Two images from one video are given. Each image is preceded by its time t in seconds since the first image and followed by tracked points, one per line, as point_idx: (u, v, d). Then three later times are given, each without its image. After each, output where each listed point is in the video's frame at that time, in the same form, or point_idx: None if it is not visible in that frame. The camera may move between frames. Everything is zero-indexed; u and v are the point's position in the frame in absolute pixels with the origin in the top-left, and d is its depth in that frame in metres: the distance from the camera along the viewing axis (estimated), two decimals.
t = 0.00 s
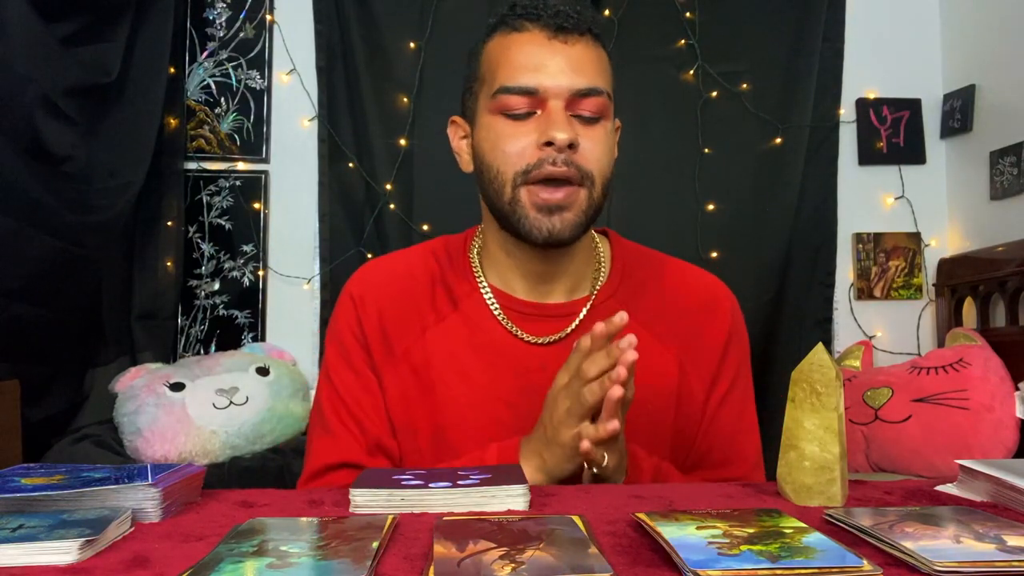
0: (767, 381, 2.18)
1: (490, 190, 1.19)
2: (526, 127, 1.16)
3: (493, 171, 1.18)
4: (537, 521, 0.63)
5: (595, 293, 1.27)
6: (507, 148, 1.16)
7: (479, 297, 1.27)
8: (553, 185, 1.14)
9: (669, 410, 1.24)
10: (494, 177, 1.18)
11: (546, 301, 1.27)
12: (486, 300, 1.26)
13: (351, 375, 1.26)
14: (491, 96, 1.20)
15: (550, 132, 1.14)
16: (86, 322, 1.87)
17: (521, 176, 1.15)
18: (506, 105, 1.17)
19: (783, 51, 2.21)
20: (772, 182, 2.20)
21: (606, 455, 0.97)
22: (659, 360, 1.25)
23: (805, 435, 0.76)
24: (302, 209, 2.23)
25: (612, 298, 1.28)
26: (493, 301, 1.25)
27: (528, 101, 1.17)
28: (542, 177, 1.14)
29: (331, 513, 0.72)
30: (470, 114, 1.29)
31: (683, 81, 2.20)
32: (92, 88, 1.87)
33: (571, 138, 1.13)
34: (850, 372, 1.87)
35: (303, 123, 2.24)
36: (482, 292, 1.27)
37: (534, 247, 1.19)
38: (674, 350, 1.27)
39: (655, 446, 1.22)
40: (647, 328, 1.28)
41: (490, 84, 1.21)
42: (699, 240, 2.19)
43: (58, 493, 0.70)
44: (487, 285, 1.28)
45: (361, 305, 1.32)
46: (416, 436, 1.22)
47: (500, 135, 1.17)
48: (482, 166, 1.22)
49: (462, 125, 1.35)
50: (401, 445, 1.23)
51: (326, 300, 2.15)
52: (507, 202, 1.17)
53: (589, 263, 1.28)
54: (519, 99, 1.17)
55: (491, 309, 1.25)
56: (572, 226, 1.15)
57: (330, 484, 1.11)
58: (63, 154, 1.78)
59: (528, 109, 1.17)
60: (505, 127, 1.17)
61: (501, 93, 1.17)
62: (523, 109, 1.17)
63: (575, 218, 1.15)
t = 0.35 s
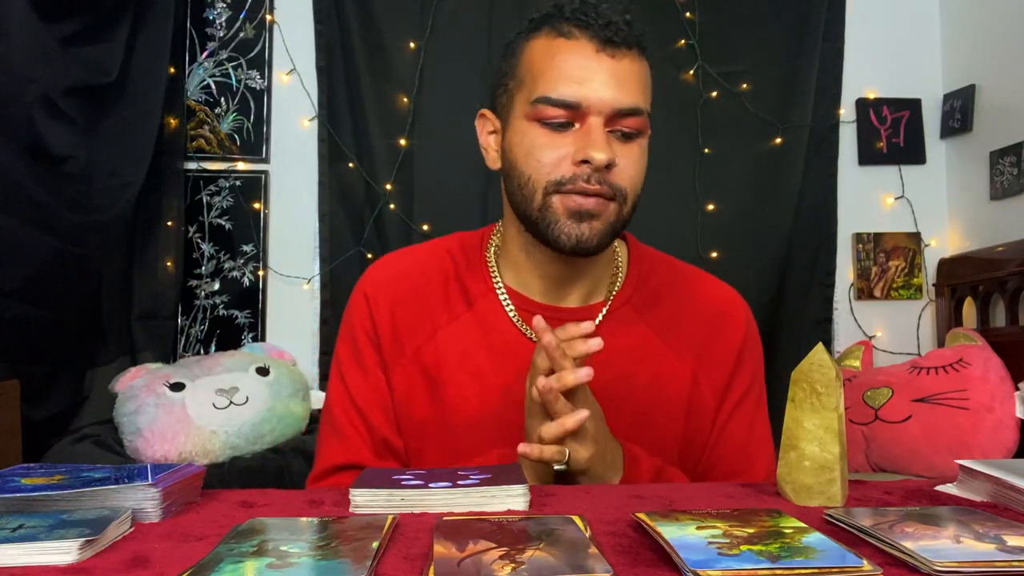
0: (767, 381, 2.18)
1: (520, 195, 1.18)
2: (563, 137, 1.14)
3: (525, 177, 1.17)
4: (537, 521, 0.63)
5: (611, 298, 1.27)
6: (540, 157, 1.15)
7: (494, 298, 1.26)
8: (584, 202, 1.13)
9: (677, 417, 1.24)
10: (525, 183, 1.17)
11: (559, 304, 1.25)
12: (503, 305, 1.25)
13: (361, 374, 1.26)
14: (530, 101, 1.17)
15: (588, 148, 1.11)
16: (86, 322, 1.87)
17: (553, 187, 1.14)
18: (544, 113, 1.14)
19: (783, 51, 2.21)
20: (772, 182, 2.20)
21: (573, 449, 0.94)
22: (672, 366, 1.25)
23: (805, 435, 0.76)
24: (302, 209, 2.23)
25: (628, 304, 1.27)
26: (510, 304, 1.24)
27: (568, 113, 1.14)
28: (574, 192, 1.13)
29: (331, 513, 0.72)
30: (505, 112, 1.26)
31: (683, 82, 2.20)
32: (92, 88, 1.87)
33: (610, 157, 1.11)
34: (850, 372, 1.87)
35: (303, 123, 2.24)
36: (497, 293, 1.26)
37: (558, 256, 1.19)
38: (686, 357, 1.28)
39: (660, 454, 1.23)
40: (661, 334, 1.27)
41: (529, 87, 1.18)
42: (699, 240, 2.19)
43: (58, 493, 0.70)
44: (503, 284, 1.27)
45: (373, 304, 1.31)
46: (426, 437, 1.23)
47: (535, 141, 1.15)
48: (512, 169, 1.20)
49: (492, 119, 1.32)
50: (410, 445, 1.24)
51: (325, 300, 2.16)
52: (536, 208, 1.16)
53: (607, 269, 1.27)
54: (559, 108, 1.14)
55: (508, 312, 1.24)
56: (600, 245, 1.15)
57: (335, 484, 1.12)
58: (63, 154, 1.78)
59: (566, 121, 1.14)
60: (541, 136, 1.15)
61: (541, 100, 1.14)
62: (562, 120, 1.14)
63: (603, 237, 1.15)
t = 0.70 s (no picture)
0: (767, 381, 2.18)
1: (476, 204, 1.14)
2: (523, 147, 1.09)
3: (480, 185, 1.13)
4: (537, 521, 0.63)
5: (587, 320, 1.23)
6: (495, 165, 1.10)
7: (464, 321, 1.22)
8: (533, 215, 1.08)
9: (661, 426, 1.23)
10: (480, 192, 1.13)
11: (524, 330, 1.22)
12: (475, 330, 1.21)
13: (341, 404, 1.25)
14: (496, 107, 1.12)
15: (539, 158, 1.06)
16: (85, 322, 1.87)
17: (502, 197, 1.09)
18: (507, 118, 1.10)
19: (783, 51, 2.21)
20: (772, 182, 2.20)
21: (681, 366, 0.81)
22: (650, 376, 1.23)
23: (805, 435, 0.76)
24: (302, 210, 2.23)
25: (604, 320, 1.24)
26: (483, 331, 1.20)
27: (529, 120, 1.08)
28: (521, 204, 1.08)
29: (331, 513, 0.72)
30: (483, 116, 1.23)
31: (683, 82, 2.20)
32: (92, 88, 1.87)
33: (563, 169, 1.06)
34: (850, 372, 1.87)
35: (303, 123, 2.24)
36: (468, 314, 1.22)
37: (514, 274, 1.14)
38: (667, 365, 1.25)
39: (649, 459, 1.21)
40: (638, 346, 1.25)
41: (500, 92, 1.14)
42: (699, 240, 2.19)
43: (58, 493, 0.70)
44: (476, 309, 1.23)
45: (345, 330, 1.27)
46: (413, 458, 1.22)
47: (496, 150, 1.10)
48: (474, 176, 1.16)
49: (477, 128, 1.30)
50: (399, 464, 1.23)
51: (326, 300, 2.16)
52: (484, 217, 1.12)
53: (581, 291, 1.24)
54: (522, 117, 1.09)
55: (480, 338, 1.20)
56: (547, 264, 1.09)
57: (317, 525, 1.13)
58: (63, 154, 1.78)
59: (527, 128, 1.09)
60: (500, 142, 1.11)
61: (505, 105, 1.10)
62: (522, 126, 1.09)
63: (552, 256, 1.09)
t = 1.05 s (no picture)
0: (767, 381, 2.18)
1: (469, 213, 1.14)
2: (516, 154, 1.08)
3: (473, 194, 1.12)
4: (537, 521, 0.63)
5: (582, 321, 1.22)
6: (489, 173, 1.09)
7: (457, 323, 1.22)
8: (528, 225, 1.07)
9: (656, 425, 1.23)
10: (473, 201, 1.12)
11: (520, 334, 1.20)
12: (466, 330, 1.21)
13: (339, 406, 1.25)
14: (488, 114, 1.12)
15: (534, 168, 1.06)
16: (85, 322, 1.87)
17: (497, 207, 1.09)
18: (500, 126, 1.09)
19: (783, 51, 2.21)
20: (772, 182, 2.20)
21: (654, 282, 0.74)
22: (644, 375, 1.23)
23: (805, 435, 0.76)
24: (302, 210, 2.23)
25: (597, 320, 1.24)
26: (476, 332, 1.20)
27: (522, 128, 1.08)
28: (517, 213, 1.07)
29: (331, 513, 0.72)
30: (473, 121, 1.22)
31: (683, 82, 2.20)
32: (92, 88, 1.87)
33: (558, 179, 1.05)
34: (850, 372, 1.87)
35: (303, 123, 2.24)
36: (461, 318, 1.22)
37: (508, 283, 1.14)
38: (661, 364, 1.25)
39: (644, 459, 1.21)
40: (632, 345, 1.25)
41: (492, 98, 1.14)
42: (699, 240, 2.19)
43: (58, 493, 0.70)
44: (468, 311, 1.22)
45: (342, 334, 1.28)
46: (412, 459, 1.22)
47: (489, 157, 1.10)
48: (467, 184, 1.16)
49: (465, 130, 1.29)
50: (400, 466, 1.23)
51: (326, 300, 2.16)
52: (479, 226, 1.11)
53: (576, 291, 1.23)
54: (514, 124, 1.08)
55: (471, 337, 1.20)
56: (543, 272, 1.09)
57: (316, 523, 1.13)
58: (63, 154, 1.78)
59: (521, 136, 1.08)
60: (493, 151, 1.10)
61: (498, 112, 1.09)
62: (515, 135, 1.08)
63: (548, 264, 1.09)
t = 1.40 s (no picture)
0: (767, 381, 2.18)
1: (467, 217, 1.13)
2: (514, 158, 1.08)
3: (471, 199, 1.12)
4: (537, 521, 0.63)
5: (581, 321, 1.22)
6: (486, 177, 1.09)
7: (455, 324, 1.21)
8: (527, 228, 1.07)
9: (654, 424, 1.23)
10: (471, 205, 1.12)
11: (518, 333, 1.20)
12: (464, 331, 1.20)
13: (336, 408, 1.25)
14: (485, 118, 1.12)
15: (532, 172, 1.05)
16: (85, 322, 1.87)
17: (494, 211, 1.08)
18: (497, 130, 1.09)
19: (783, 50, 2.21)
20: (772, 182, 2.20)
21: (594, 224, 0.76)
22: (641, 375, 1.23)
23: (805, 435, 0.76)
24: (301, 210, 2.24)
25: (595, 318, 1.24)
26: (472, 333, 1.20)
27: (520, 131, 1.08)
28: (515, 217, 1.07)
29: (331, 513, 0.72)
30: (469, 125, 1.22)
31: (683, 82, 2.20)
32: (92, 88, 1.87)
33: (556, 182, 1.05)
34: (850, 372, 1.87)
35: (303, 123, 2.24)
36: (459, 320, 1.21)
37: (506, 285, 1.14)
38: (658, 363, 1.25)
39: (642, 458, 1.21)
40: (630, 345, 1.25)
41: (488, 102, 1.13)
42: (699, 240, 2.19)
43: (58, 493, 0.70)
44: (466, 313, 1.22)
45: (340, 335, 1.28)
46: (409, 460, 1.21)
47: (485, 161, 1.09)
48: (464, 189, 1.15)
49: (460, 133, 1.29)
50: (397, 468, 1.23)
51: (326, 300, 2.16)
52: (478, 230, 1.11)
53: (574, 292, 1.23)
54: (510, 127, 1.08)
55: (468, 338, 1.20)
56: (541, 274, 1.09)
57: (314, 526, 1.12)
58: (62, 154, 1.78)
59: (518, 140, 1.08)
60: (490, 155, 1.10)
61: (495, 117, 1.09)
62: (512, 139, 1.08)
63: (547, 266, 1.08)
